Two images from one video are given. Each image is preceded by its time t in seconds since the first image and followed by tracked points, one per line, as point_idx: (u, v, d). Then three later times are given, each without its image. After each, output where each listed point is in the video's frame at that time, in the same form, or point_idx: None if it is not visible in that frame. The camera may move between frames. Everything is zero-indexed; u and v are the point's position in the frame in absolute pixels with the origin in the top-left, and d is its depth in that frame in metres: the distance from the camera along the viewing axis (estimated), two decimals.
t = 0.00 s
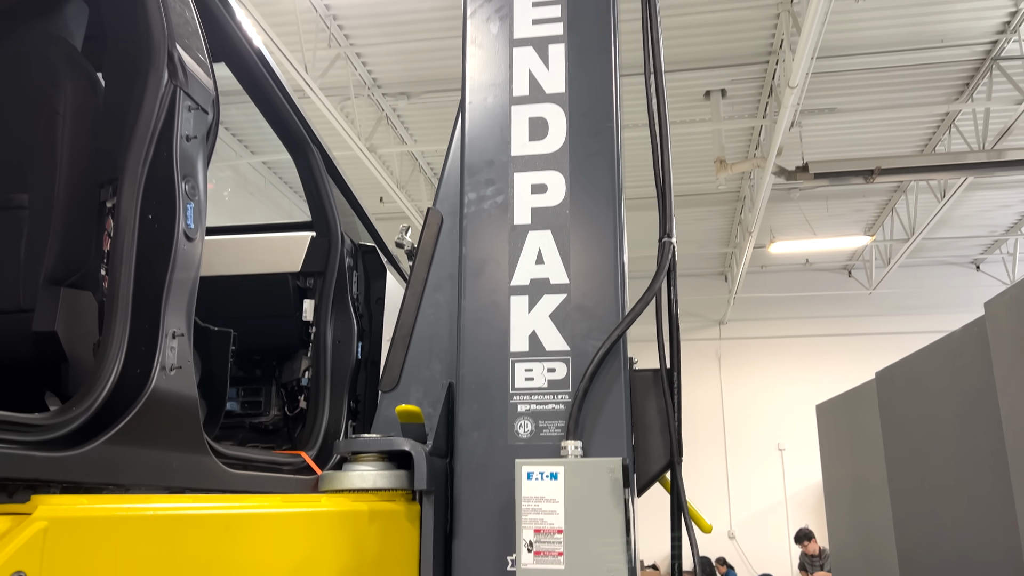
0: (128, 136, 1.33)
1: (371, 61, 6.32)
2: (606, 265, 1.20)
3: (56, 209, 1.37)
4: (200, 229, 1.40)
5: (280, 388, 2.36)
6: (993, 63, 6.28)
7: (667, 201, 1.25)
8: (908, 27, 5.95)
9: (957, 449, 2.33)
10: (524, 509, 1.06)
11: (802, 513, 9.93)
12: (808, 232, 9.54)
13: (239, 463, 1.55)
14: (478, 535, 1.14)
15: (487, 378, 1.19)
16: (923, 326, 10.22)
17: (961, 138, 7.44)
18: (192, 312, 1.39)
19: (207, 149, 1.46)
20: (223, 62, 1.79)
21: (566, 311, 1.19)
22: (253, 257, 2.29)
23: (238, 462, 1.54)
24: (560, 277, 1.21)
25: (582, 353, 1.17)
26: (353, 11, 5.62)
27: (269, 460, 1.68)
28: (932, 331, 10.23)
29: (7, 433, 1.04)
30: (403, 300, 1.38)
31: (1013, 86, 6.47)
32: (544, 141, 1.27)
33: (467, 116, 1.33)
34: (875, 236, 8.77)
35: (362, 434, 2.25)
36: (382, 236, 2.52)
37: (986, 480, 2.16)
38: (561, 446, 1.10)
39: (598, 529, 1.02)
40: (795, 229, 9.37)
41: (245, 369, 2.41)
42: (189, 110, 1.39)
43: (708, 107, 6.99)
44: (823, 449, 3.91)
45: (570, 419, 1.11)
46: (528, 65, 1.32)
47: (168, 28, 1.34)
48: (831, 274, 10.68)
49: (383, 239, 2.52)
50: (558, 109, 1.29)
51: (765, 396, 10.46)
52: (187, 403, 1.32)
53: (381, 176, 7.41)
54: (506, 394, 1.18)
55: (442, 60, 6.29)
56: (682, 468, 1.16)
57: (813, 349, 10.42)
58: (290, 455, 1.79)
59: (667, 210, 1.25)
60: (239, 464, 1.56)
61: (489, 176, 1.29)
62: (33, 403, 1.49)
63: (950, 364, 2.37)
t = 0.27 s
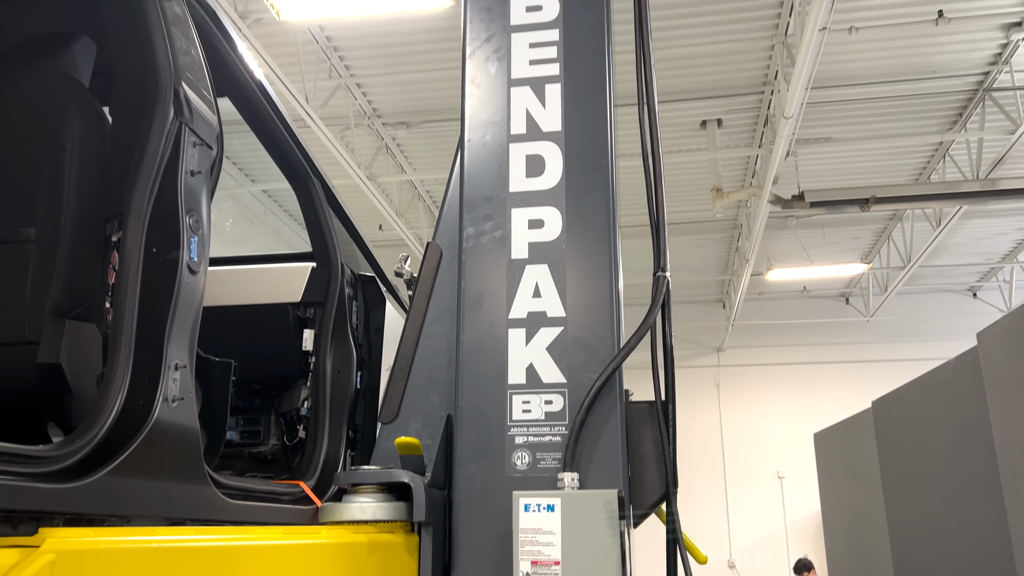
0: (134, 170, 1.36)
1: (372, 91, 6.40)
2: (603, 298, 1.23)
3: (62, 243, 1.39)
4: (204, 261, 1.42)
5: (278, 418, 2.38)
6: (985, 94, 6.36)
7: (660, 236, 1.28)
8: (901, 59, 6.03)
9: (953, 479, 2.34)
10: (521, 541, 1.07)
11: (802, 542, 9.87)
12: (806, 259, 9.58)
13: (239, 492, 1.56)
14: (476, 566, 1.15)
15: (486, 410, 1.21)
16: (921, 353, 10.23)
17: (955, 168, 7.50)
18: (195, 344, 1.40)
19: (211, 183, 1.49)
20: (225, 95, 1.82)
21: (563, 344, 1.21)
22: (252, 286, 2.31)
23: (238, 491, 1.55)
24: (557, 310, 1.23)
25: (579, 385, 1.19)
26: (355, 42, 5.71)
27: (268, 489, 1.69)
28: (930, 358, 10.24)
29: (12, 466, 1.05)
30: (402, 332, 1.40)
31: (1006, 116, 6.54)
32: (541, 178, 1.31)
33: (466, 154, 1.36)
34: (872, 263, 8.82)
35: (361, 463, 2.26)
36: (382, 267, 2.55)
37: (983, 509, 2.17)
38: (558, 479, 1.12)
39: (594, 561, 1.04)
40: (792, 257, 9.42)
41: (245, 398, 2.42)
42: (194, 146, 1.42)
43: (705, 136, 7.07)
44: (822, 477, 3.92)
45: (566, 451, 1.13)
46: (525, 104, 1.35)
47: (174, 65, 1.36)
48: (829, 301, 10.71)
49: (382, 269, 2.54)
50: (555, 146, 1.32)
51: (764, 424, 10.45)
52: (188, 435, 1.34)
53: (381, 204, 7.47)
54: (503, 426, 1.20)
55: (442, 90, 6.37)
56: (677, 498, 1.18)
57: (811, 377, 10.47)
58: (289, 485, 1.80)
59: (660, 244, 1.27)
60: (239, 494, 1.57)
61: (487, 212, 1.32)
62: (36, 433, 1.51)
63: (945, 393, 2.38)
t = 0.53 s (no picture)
0: (138, 196, 1.38)
1: (372, 115, 6.45)
2: (601, 323, 1.24)
3: (66, 268, 1.41)
4: (206, 284, 1.43)
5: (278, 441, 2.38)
6: (981, 118, 6.41)
7: (658, 260, 1.29)
8: (897, 83, 6.09)
9: (953, 502, 2.34)
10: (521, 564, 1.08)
11: (804, 565, 9.81)
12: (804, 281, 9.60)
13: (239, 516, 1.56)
14: None
15: (486, 433, 1.22)
16: (921, 375, 10.22)
17: (952, 191, 7.55)
18: (196, 369, 1.41)
19: (214, 208, 1.51)
20: (228, 120, 1.84)
21: (562, 367, 1.22)
22: (252, 308, 2.33)
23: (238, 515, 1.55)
24: (556, 334, 1.24)
25: (579, 409, 1.20)
26: (356, 66, 5.76)
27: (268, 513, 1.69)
28: (930, 380, 10.23)
29: (13, 489, 1.05)
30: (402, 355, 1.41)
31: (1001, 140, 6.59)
32: (541, 203, 1.32)
33: (466, 179, 1.38)
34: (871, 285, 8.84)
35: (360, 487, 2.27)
36: (382, 290, 2.56)
37: (982, 532, 2.17)
38: (557, 502, 1.12)
39: None
40: (790, 279, 9.44)
41: (245, 421, 2.42)
42: (198, 171, 1.43)
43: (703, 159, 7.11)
44: (823, 499, 3.91)
45: (566, 474, 1.13)
46: (524, 131, 1.37)
47: (179, 91, 1.38)
48: (828, 323, 10.72)
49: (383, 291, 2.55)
50: (554, 172, 1.34)
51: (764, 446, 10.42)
52: (189, 459, 1.34)
53: (381, 227, 7.51)
54: (503, 449, 1.21)
55: (442, 114, 6.42)
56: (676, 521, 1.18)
57: (811, 398, 10.39)
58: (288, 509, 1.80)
59: (658, 268, 1.29)
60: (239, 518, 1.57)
61: (487, 237, 1.34)
62: (37, 456, 1.51)
63: (944, 415, 2.39)
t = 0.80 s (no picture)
0: (140, 214, 1.38)
1: (373, 133, 6.48)
2: (602, 340, 1.24)
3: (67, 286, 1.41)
4: (207, 301, 1.43)
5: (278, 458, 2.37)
6: (979, 135, 6.44)
7: (658, 277, 1.30)
8: (896, 101, 6.12)
9: (955, 521, 2.33)
10: None
11: None
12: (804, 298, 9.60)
13: (237, 534, 1.54)
14: None
15: (486, 450, 1.22)
16: (922, 393, 10.19)
17: (952, 208, 7.57)
18: (197, 386, 1.41)
19: (216, 225, 1.52)
20: (230, 139, 1.85)
21: (563, 383, 1.22)
22: (253, 325, 2.33)
23: (236, 534, 1.54)
24: (557, 350, 1.25)
25: (579, 426, 1.20)
26: (357, 85, 5.79)
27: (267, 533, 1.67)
28: (931, 398, 10.20)
29: (12, 506, 1.05)
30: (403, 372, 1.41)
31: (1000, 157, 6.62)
32: (541, 220, 1.33)
33: (467, 196, 1.39)
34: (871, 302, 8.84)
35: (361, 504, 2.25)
36: (383, 307, 2.56)
37: (984, 551, 2.16)
38: (559, 519, 1.12)
39: None
40: (790, 296, 9.45)
41: (245, 439, 2.41)
42: (200, 189, 1.44)
43: (703, 177, 7.14)
44: (824, 518, 3.89)
45: (567, 491, 1.13)
46: (525, 148, 1.38)
47: (181, 109, 1.39)
48: (828, 340, 10.72)
49: (383, 308, 2.56)
50: (554, 189, 1.34)
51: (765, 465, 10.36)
52: (189, 476, 1.34)
53: (382, 244, 7.52)
54: (504, 466, 1.20)
55: (443, 132, 6.45)
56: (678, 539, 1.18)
57: (812, 416, 10.37)
58: (288, 527, 1.79)
59: (659, 284, 1.29)
60: (239, 536, 1.55)
61: (488, 253, 1.34)
62: (37, 473, 1.51)
63: (945, 432, 2.38)
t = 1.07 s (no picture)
0: (138, 226, 1.38)
1: (374, 147, 6.49)
2: (602, 352, 1.24)
3: (65, 299, 1.41)
4: (206, 313, 1.43)
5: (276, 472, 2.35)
6: (978, 149, 6.45)
7: (658, 289, 1.29)
8: (895, 115, 6.14)
9: (958, 536, 2.31)
10: None
11: None
12: (805, 312, 9.59)
13: (235, 548, 1.53)
14: None
15: (485, 464, 1.21)
16: (924, 407, 10.16)
17: (952, 222, 7.57)
18: (194, 399, 1.40)
19: (215, 238, 1.51)
20: (230, 152, 1.85)
21: (563, 396, 1.22)
22: (252, 337, 2.33)
23: (234, 548, 1.53)
24: (556, 362, 1.24)
25: (579, 439, 1.19)
26: (358, 99, 5.81)
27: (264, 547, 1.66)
28: (933, 412, 10.17)
29: (7, 520, 1.04)
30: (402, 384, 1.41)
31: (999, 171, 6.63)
32: (541, 231, 1.32)
33: (466, 209, 1.38)
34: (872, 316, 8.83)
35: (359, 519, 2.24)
36: (382, 320, 2.56)
37: (987, 566, 2.14)
38: (558, 533, 1.11)
39: None
40: (791, 309, 9.44)
41: (244, 452, 2.40)
42: (199, 201, 1.44)
43: (702, 191, 7.15)
44: (826, 533, 3.86)
45: (567, 505, 1.12)
46: (524, 160, 1.38)
47: (181, 121, 1.39)
48: (829, 354, 10.70)
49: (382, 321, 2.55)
50: (554, 201, 1.34)
51: (766, 479, 10.31)
52: (186, 490, 1.33)
53: (382, 258, 7.52)
54: (503, 479, 1.19)
55: (443, 146, 6.47)
56: (679, 554, 1.17)
57: (813, 429, 10.34)
58: (285, 542, 1.77)
59: (659, 296, 1.29)
60: (236, 550, 1.54)
61: (487, 266, 1.34)
62: (32, 487, 1.49)
63: (948, 447, 2.36)
